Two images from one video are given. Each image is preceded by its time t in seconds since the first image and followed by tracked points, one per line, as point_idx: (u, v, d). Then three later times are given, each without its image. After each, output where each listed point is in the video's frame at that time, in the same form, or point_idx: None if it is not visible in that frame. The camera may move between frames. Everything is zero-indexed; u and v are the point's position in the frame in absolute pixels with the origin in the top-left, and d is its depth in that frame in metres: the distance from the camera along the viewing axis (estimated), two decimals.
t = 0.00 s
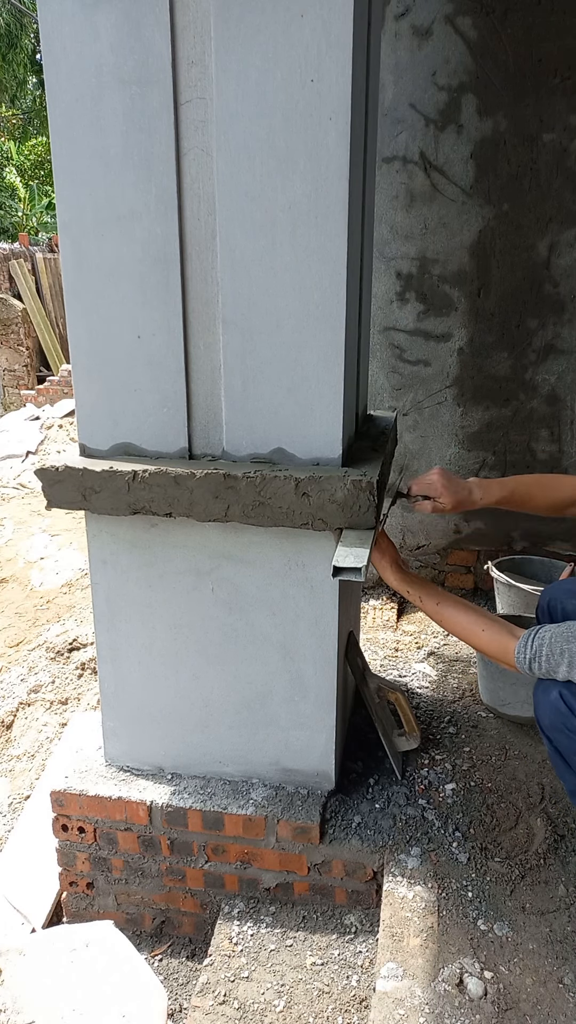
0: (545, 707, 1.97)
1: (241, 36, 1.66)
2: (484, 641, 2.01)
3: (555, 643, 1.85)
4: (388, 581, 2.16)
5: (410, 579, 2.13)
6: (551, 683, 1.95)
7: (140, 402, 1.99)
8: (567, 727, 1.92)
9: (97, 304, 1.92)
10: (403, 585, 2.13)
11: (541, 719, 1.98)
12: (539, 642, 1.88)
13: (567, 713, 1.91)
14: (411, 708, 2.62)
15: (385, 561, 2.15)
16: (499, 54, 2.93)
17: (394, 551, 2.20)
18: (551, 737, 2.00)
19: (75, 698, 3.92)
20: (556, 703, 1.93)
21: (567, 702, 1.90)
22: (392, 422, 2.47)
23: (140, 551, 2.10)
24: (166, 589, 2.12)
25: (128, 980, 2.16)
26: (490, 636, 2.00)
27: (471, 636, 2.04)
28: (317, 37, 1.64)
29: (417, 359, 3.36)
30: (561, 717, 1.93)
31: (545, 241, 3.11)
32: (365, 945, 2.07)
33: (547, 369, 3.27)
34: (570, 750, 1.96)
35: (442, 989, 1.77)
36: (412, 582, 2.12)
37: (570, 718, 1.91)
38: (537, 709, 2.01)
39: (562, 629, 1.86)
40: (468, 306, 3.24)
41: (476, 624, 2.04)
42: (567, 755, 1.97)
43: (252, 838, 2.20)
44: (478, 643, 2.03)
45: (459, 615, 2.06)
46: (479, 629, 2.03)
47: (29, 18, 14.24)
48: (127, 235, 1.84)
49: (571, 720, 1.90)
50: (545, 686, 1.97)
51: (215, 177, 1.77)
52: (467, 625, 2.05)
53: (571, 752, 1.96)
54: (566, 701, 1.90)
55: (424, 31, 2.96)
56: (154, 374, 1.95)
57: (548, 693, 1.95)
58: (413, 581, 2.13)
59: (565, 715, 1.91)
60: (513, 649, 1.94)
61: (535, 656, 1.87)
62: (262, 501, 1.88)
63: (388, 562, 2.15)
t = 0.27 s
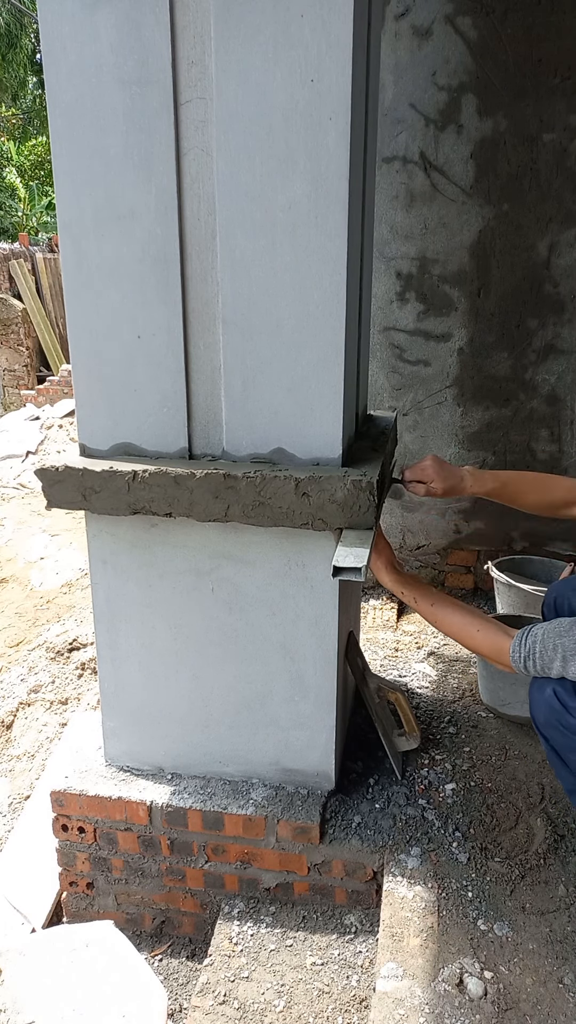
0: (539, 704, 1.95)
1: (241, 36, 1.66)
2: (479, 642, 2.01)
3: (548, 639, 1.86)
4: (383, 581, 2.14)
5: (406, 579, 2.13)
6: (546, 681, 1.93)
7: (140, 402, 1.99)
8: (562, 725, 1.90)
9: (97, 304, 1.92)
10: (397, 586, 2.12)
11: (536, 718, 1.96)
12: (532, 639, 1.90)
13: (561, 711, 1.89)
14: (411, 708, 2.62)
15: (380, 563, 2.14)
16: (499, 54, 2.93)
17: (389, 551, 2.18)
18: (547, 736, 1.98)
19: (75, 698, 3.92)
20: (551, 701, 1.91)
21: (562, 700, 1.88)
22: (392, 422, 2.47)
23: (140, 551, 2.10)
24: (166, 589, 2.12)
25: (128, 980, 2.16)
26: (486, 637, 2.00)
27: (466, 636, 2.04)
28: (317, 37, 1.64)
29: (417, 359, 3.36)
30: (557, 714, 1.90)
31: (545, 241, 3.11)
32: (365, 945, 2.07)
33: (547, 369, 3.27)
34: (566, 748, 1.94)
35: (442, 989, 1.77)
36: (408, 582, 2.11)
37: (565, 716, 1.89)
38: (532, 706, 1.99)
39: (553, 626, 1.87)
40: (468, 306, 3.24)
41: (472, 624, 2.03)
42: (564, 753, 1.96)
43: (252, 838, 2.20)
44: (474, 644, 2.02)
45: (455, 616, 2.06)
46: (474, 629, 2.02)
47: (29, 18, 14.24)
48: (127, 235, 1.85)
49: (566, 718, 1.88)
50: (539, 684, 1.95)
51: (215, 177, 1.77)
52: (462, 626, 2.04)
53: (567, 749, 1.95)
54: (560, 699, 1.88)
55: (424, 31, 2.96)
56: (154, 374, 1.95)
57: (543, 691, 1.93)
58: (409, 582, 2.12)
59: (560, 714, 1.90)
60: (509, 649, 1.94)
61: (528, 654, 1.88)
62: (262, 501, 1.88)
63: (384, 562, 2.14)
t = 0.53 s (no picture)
0: (543, 700, 1.97)
1: (241, 36, 1.66)
2: (485, 639, 2.02)
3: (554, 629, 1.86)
4: (386, 581, 2.15)
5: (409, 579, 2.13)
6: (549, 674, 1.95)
7: (140, 402, 1.99)
8: (565, 720, 1.92)
9: (97, 304, 1.92)
10: (400, 585, 2.12)
11: (539, 713, 1.98)
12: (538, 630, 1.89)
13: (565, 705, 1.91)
14: (411, 708, 2.62)
15: (383, 563, 2.14)
16: (499, 54, 2.93)
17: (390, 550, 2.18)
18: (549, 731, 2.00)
19: (75, 698, 3.93)
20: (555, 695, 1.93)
21: (566, 695, 1.90)
22: (392, 422, 2.46)
23: (140, 551, 2.10)
24: (166, 589, 2.12)
25: (129, 979, 2.16)
26: (491, 634, 2.01)
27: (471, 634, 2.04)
28: (316, 37, 1.64)
29: (417, 359, 3.36)
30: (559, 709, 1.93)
31: (545, 241, 3.11)
32: (365, 944, 2.07)
33: (547, 369, 3.27)
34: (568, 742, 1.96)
35: (442, 989, 1.77)
36: (411, 580, 2.12)
37: (568, 711, 1.91)
38: (534, 702, 2.00)
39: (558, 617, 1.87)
40: (468, 306, 3.24)
41: (477, 622, 2.04)
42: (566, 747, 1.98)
43: (252, 838, 2.20)
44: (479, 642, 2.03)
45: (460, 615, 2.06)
46: (478, 627, 2.03)
47: (29, 18, 14.23)
48: (127, 235, 1.84)
49: (570, 712, 1.90)
50: (542, 678, 1.97)
51: (215, 177, 1.77)
52: (467, 623, 2.05)
53: (569, 744, 1.97)
54: (564, 694, 1.90)
55: (424, 31, 2.96)
56: (154, 374, 1.95)
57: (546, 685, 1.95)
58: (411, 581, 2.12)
59: (564, 707, 1.91)
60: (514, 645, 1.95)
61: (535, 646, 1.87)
62: (262, 502, 1.88)
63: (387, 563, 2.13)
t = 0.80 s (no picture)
0: (541, 696, 1.97)
1: (241, 36, 1.66)
2: (484, 636, 2.01)
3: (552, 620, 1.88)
4: (385, 581, 2.14)
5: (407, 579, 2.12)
6: (547, 671, 1.95)
7: (140, 402, 1.99)
8: (563, 715, 1.93)
9: (97, 304, 1.92)
10: (399, 585, 2.12)
11: (538, 710, 1.98)
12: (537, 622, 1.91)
13: (563, 700, 1.92)
14: (411, 708, 2.62)
15: (382, 563, 2.14)
16: (499, 54, 2.93)
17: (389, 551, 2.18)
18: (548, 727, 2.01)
19: (75, 698, 3.93)
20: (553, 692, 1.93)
21: (564, 691, 1.90)
22: (392, 422, 2.46)
23: (140, 551, 2.10)
24: (166, 590, 2.12)
25: (129, 979, 2.16)
26: (490, 632, 2.00)
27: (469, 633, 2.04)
28: (316, 37, 1.64)
29: (417, 359, 3.36)
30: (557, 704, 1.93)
31: (545, 241, 3.11)
32: (365, 945, 2.07)
33: (547, 369, 3.27)
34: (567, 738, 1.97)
35: (442, 989, 1.77)
36: (409, 580, 2.11)
37: (566, 707, 1.92)
38: (533, 698, 2.01)
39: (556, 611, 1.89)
40: (468, 306, 3.24)
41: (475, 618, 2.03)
42: (564, 743, 1.99)
43: (252, 838, 2.20)
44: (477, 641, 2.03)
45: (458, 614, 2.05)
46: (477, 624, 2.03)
47: (29, 18, 14.23)
48: (127, 235, 1.84)
49: (569, 708, 1.91)
50: (539, 674, 1.97)
51: (215, 177, 1.77)
52: (466, 621, 2.04)
53: (567, 740, 1.98)
54: (562, 689, 1.91)
55: (424, 31, 2.96)
56: (154, 374, 1.95)
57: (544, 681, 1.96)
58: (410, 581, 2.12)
59: (562, 703, 1.92)
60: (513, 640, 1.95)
61: (534, 639, 1.89)
62: (262, 502, 1.88)
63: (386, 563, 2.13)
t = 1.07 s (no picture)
0: (533, 703, 1.95)
1: (241, 36, 1.66)
2: (478, 638, 2.01)
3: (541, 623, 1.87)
4: (384, 581, 2.16)
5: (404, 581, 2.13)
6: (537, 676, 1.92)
7: (140, 402, 1.99)
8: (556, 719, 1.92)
9: (97, 304, 1.92)
10: (397, 585, 2.12)
11: (529, 717, 1.97)
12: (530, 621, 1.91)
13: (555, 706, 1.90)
14: (411, 708, 2.62)
15: (380, 564, 2.14)
16: (499, 54, 2.93)
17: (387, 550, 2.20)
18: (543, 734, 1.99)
19: (75, 698, 3.93)
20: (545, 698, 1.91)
21: (556, 697, 1.88)
22: (392, 422, 2.47)
23: (140, 551, 2.10)
24: (166, 590, 2.12)
25: (129, 979, 2.16)
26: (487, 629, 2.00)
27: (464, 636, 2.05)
28: (316, 37, 1.64)
29: (417, 359, 3.36)
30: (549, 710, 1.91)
31: (545, 241, 3.11)
32: (365, 945, 2.07)
33: (547, 369, 3.27)
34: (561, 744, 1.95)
35: (442, 989, 1.77)
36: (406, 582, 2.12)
37: (558, 713, 1.90)
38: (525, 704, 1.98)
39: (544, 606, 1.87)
40: (468, 306, 3.24)
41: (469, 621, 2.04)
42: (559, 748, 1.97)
43: (252, 838, 2.20)
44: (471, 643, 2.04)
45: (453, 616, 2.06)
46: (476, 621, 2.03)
47: (29, 18, 14.22)
48: (127, 235, 1.84)
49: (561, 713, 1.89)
50: (529, 679, 1.94)
51: (215, 177, 1.77)
52: (462, 621, 2.05)
53: (561, 744, 1.96)
54: (553, 695, 1.89)
55: (424, 31, 2.96)
56: (154, 374, 1.95)
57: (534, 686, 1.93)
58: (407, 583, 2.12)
59: (554, 708, 1.90)
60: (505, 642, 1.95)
61: (524, 641, 1.88)
62: (262, 502, 1.88)
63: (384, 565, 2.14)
